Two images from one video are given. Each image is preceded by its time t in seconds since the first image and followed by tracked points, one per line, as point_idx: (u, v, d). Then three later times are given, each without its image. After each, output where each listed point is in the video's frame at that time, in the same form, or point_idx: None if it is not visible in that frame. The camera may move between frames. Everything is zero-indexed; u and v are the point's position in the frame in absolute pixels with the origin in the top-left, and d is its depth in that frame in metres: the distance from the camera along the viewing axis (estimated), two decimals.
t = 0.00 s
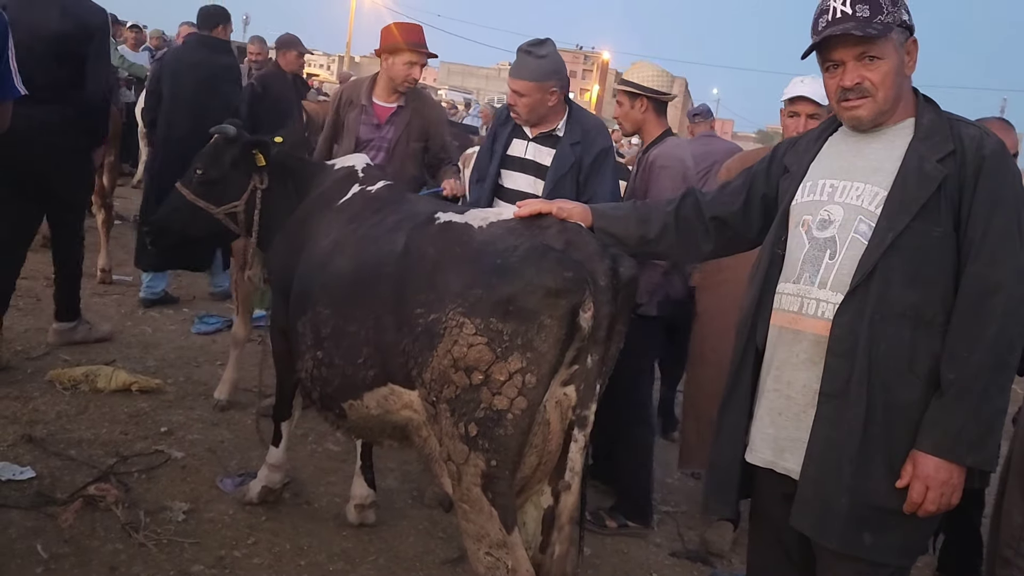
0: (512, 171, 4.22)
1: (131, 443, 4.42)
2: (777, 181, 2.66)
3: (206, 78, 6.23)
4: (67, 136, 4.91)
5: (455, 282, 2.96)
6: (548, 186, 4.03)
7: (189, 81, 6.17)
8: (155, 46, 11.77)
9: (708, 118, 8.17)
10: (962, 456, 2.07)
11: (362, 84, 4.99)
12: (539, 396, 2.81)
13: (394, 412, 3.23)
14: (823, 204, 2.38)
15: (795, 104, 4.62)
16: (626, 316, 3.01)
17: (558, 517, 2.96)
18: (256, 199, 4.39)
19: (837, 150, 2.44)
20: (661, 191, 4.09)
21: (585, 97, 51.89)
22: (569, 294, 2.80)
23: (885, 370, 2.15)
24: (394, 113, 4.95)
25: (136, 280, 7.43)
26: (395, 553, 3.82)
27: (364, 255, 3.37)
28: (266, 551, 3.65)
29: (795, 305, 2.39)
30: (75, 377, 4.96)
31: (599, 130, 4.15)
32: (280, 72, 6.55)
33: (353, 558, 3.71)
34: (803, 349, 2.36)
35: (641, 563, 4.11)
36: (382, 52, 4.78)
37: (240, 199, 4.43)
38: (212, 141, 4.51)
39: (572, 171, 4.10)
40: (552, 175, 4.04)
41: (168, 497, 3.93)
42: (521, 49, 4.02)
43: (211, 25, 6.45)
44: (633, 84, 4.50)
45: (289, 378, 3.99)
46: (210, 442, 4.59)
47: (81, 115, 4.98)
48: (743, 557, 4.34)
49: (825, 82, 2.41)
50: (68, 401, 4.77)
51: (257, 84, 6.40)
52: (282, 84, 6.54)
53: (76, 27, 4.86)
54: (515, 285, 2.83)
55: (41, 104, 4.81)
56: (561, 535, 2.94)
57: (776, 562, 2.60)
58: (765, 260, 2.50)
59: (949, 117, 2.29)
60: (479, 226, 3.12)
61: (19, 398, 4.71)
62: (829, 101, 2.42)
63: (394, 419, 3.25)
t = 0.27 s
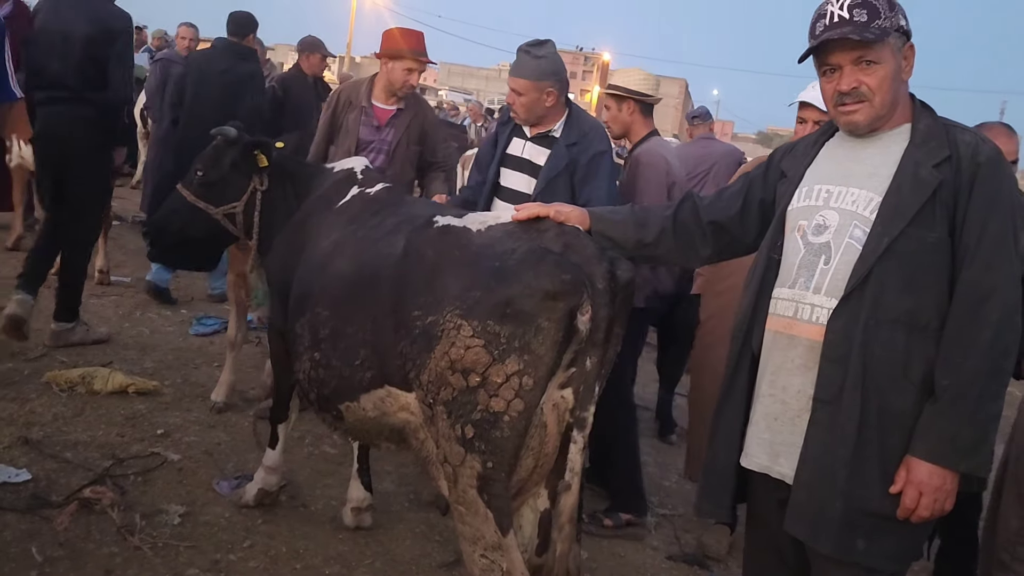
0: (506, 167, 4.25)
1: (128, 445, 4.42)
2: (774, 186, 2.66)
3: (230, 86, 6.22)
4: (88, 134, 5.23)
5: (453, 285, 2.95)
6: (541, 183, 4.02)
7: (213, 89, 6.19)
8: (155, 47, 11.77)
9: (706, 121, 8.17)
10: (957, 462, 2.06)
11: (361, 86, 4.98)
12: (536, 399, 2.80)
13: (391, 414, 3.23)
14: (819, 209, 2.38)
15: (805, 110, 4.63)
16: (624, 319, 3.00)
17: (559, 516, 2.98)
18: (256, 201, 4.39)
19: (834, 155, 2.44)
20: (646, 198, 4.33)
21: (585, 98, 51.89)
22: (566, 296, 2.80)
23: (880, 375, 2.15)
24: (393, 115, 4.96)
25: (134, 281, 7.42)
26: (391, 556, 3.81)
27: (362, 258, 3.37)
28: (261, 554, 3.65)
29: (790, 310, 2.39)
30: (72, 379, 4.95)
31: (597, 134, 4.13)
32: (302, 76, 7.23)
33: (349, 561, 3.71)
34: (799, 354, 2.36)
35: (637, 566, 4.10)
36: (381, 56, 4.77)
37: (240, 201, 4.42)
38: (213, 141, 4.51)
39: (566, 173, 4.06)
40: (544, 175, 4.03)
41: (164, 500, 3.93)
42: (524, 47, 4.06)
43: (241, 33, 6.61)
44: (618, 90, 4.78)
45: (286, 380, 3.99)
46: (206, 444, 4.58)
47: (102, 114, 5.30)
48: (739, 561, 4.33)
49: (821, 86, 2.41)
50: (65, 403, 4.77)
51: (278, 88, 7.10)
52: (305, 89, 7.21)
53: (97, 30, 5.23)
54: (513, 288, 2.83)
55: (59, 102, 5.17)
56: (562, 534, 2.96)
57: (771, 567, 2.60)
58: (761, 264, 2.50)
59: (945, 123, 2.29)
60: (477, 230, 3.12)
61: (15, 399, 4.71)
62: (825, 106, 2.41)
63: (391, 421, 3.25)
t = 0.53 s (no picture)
0: (501, 163, 4.22)
1: (129, 441, 4.42)
2: (775, 183, 2.66)
3: (250, 86, 6.33)
4: (103, 132, 5.28)
5: (454, 280, 2.96)
6: (542, 178, 4.06)
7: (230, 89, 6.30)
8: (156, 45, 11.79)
9: (707, 120, 8.16)
10: (955, 457, 2.07)
11: (365, 85, 4.97)
12: (537, 394, 2.81)
13: (392, 410, 3.23)
14: (819, 205, 2.38)
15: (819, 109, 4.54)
16: (625, 315, 3.01)
17: (562, 507, 2.98)
18: (257, 199, 4.40)
19: (834, 152, 2.44)
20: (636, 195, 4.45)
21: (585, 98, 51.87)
22: (567, 292, 2.80)
23: (879, 370, 2.16)
24: (397, 116, 4.98)
25: (135, 278, 7.43)
26: (391, 552, 3.82)
27: (364, 254, 3.38)
28: (262, 549, 3.66)
29: (789, 306, 2.40)
30: (73, 375, 4.96)
31: (592, 128, 4.18)
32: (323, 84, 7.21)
33: (349, 557, 3.72)
34: (799, 350, 2.37)
35: (636, 563, 4.11)
36: (386, 56, 4.77)
37: (241, 198, 4.43)
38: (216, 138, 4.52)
39: (564, 165, 4.10)
40: (544, 170, 4.07)
41: (165, 495, 3.94)
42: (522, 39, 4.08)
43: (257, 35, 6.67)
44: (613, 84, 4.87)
45: (287, 376, 4.01)
46: (207, 440, 4.59)
47: (120, 114, 5.38)
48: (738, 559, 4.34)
49: (822, 81, 2.42)
50: (66, 399, 4.78)
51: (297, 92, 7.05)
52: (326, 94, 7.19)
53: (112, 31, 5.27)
54: (514, 283, 2.84)
55: (80, 101, 5.27)
56: (564, 523, 2.96)
57: (770, 563, 2.60)
58: (762, 260, 2.51)
59: (945, 120, 2.30)
60: (479, 226, 3.12)
61: (17, 395, 4.72)
62: (826, 101, 2.42)
63: (392, 416, 3.26)
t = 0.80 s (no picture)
0: (485, 156, 4.29)
1: (131, 440, 4.43)
2: (776, 182, 2.66)
3: (261, 89, 6.42)
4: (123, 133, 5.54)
5: (456, 278, 2.96)
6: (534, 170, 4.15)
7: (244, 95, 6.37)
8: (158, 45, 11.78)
9: (708, 119, 8.15)
10: (956, 455, 2.07)
11: (369, 87, 4.97)
12: (539, 392, 2.81)
13: (394, 408, 3.24)
14: (820, 203, 2.38)
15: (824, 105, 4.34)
16: (626, 314, 3.01)
17: (560, 504, 3.03)
18: (257, 198, 4.40)
19: (836, 150, 2.44)
20: (619, 196, 4.50)
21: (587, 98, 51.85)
22: (569, 290, 2.80)
23: (880, 367, 2.16)
24: (400, 119, 4.98)
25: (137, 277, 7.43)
26: (393, 551, 3.82)
27: (366, 253, 3.38)
28: (263, 548, 3.66)
29: (792, 305, 2.40)
30: (75, 374, 4.97)
31: (572, 119, 4.31)
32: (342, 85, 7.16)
33: (351, 556, 3.72)
34: (800, 348, 2.37)
35: (638, 562, 4.11)
36: (391, 58, 4.78)
37: (241, 197, 4.43)
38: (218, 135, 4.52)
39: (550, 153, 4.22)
40: (535, 158, 4.16)
41: (166, 494, 3.94)
42: (502, 32, 4.13)
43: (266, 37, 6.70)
44: (603, 83, 4.84)
45: (288, 374, 4.01)
46: (209, 439, 4.59)
47: (138, 115, 5.62)
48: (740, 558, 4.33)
49: (827, 67, 2.41)
50: (68, 398, 4.78)
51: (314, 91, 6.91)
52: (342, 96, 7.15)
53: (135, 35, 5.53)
54: (516, 282, 2.83)
55: (103, 104, 5.55)
56: (562, 520, 3.02)
57: (772, 561, 2.60)
58: (763, 258, 2.51)
59: (946, 118, 2.29)
60: (481, 225, 3.12)
61: (18, 394, 4.72)
62: (830, 88, 2.41)
63: (393, 415, 3.26)
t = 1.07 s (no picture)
0: (473, 156, 4.32)
1: (134, 440, 4.43)
2: (779, 182, 2.65)
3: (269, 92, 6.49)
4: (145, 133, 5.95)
5: (461, 279, 2.96)
6: (519, 171, 4.16)
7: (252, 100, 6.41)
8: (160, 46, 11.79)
9: (710, 120, 8.15)
10: (959, 452, 2.06)
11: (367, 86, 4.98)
12: (543, 392, 2.81)
13: (398, 408, 3.24)
14: (822, 201, 2.38)
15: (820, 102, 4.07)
16: (630, 313, 3.01)
17: (559, 510, 2.99)
18: (255, 194, 4.38)
19: (838, 148, 2.44)
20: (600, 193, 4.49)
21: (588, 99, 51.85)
22: (573, 291, 2.80)
23: (883, 365, 2.15)
24: (399, 117, 4.97)
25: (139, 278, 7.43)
26: (396, 551, 3.82)
27: (369, 253, 3.38)
28: (267, 548, 3.66)
29: (797, 304, 2.39)
30: (78, 375, 4.97)
31: (558, 116, 4.31)
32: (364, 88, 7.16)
33: (354, 556, 3.72)
34: (806, 348, 2.37)
35: (641, 563, 4.10)
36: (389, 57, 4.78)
37: (239, 193, 4.43)
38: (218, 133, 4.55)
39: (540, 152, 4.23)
40: (522, 156, 4.17)
41: (170, 495, 3.94)
42: (485, 32, 4.14)
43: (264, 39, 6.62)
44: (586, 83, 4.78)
45: (291, 375, 4.01)
46: (211, 440, 4.59)
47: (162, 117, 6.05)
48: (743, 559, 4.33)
49: (827, 67, 2.41)
50: (70, 399, 4.78)
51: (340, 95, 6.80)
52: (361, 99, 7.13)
53: (160, 40, 5.97)
54: (521, 282, 2.83)
55: (132, 105, 5.97)
56: (560, 528, 2.98)
57: (777, 561, 2.60)
58: (767, 258, 2.52)
59: (947, 115, 2.29)
60: (486, 225, 3.12)
61: (22, 395, 4.72)
62: (831, 87, 2.41)
63: (398, 415, 3.26)
